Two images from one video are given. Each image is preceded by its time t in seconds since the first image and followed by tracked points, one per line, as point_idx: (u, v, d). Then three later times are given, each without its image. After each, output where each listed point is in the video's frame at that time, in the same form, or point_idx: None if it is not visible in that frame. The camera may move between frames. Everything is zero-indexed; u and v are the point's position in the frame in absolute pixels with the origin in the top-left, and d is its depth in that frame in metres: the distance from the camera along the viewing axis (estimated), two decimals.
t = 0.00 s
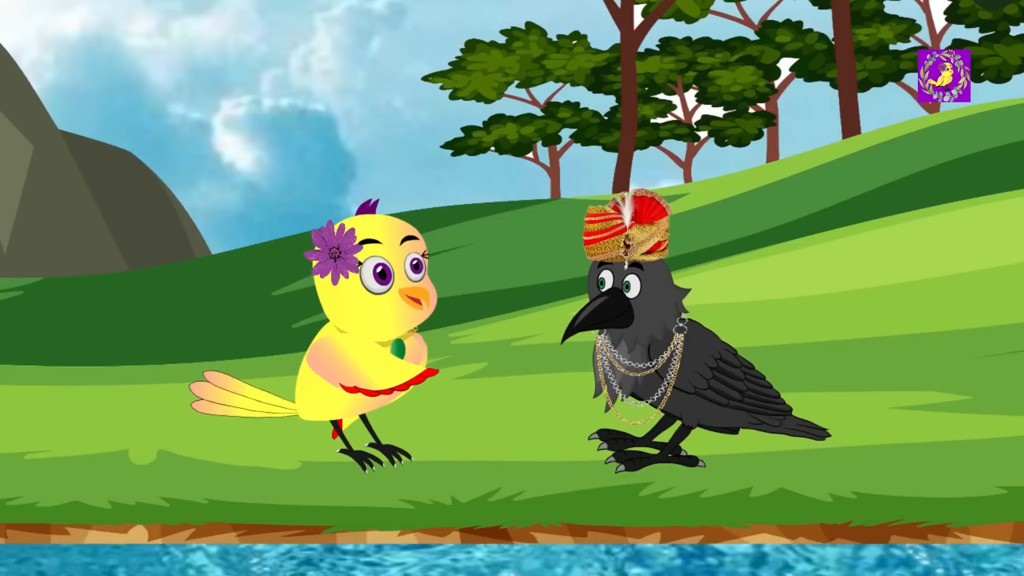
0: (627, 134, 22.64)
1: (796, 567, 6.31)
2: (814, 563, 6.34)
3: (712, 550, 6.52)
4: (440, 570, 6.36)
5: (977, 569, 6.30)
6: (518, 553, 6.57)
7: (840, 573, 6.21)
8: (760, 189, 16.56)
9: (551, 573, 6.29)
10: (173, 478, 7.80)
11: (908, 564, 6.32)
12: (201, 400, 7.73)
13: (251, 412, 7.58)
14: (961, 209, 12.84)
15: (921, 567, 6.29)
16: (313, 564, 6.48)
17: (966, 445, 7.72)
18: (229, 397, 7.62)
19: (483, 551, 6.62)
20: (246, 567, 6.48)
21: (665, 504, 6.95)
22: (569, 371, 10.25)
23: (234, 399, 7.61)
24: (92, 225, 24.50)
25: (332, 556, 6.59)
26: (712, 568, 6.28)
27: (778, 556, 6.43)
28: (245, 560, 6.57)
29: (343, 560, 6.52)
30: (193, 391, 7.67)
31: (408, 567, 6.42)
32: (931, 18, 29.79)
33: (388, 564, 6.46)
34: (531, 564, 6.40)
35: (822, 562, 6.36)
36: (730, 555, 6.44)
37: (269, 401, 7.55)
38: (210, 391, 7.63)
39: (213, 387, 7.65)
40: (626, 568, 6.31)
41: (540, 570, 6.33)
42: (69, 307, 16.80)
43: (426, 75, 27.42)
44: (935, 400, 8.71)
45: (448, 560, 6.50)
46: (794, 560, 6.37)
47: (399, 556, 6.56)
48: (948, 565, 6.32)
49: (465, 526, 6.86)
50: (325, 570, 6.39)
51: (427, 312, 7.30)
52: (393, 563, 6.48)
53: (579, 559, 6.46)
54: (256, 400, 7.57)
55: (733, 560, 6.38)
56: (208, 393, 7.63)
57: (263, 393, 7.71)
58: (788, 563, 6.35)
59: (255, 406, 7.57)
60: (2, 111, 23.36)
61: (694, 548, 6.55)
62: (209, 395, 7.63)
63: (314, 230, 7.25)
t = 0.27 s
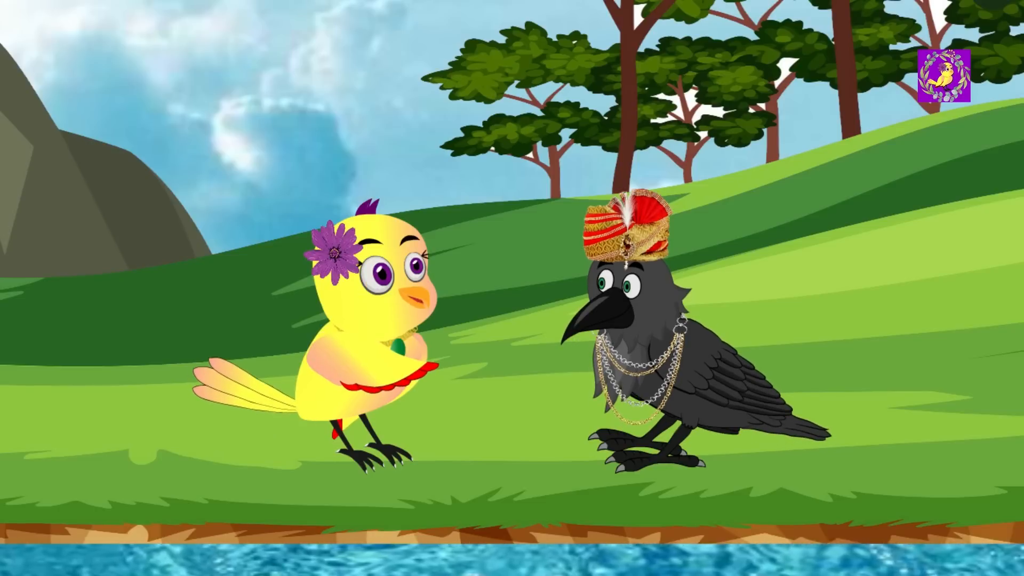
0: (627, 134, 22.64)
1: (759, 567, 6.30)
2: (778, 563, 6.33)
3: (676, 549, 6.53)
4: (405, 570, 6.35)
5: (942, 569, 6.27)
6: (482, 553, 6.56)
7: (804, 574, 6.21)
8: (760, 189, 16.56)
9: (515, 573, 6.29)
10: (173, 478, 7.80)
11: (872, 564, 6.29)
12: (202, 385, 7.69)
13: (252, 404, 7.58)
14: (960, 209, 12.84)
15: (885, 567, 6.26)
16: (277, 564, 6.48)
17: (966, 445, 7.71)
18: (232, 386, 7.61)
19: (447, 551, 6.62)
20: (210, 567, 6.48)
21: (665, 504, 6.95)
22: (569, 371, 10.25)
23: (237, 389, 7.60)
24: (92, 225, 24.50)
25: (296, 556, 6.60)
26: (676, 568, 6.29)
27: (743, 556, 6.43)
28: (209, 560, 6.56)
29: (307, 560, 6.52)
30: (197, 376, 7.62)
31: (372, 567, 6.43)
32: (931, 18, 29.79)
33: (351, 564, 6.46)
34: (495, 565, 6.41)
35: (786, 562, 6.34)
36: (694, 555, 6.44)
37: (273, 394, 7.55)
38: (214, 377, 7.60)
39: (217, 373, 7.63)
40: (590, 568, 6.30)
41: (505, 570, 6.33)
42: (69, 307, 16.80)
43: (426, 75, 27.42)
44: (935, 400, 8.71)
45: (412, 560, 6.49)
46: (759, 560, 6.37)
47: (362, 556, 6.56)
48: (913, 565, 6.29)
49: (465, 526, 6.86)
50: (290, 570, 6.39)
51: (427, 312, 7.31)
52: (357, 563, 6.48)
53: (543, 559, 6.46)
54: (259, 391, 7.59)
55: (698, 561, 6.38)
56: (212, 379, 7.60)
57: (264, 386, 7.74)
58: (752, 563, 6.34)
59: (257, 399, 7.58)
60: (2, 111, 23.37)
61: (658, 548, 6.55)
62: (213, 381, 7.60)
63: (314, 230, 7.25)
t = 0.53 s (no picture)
0: (627, 134, 22.65)
1: (723, 567, 6.29)
2: (742, 563, 6.32)
3: (640, 550, 6.52)
4: (369, 571, 6.36)
5: (905, 569, 6.24)
6: (446, 553, 6.58)
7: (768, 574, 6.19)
8: (760, 189, 16.56)
9: (479, 573, 6.30)
10: (173, 478, 7.81)
11: (836, 564, 6.28)
12: (202, 385, 7.69)
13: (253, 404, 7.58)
14: (959, 209, 12.84)
15: (849, 567, 6.24)
16: (242, 564, 6.49)
17: (965, 445, 7.71)
18: (233, 386, 7.61)
19: (412, 551, 6.62)
20: (175, 568, 6.53)
21: (665, 504, 6.95)
22: (569, 371, 10.25)
23: (238, 389, 7.60)
24: (92, 225, 24.50)
25: (261, 556, 6.60)
26: (640, 568, 6.28)
27: (707, 556, 6.42)
28: (174, 560, 6.61)
29: (272, 560, 6.53)
30: (196, 376, 7.62)
31: (336, 567, 6.41)
32: (931, 18, 29.79)
33: (316, 564, 6.45)
34: (459, 565, 6.42)
35: (751, 561, 6.33)
36: (658, 555, 6.43)
37: (272, 394, 7.55)
38: (214, 377, 7.59)
39: (217, 373, 7.63)
40: (554, 568, 6.30)
41: (469, 570, 6.34)
42: (69, 307, 16.80)
43: (426, 75, 27.41)
44: (935, 400, 8.71)
45: (376, 560, 6.50)
46: (723, 560, 6.36)
47: (327, 556, 6.55)
48: (876, 565, 6.27)
49: (465, 526, 6.85)
50: (254, 570, 6.40)
51: (427, 312, 7.30)
52: (322, 563, 6.46)
53: (508, 559, 6.46)
54: (259, 392, 7.59)
55: (662, 561, 6.37)
56: (212, 379, 7.60)
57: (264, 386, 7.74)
58: (716, 563, 6.34)
59: (257, 399, 7.58)
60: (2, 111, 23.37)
61: (621, 547, 6.53)
62: (213, 381, 7.60)
63: (314, 230, 7.26)
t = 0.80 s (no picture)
0: (627, 134, 22.65)
1: (687, 567, 6.32)
2: (705, 563, 6.36)
3: (605, 550, 6.56)
4: (333, 570, 6.38)
5: (870, 568, 6.26)
6: (410, 553, 6.60)
7: (729, 573, 6.22)
8: (760, 189, 16.56)
9: (442, 573, 6.32)
10: (173, 478, 7.81)
11: (800, 564, 6.29)
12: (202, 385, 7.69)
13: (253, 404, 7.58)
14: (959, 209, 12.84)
15: (813, 567, 6.26)
16: (206, 564, 6.54)
17: (966, 445, 7.71)
18: (232, 386, 7.60)
19: (376, 551, 6.66)
20: (139, 567, 6.56)
21: (665, 504, 6.95)
22: (569, 371, 10.25)
23: (237, 389, 7.60)
24: (92, 226, 24.50)
25: (225, 556, 6.65)
26: (604, 568, 6.31)
27: (670, 555, 6.46)
28: (138, 560, 6.65)
29: (236, 560, 6.57)
30: (197, 376, 7.61)
31: (300, 566, 6.45)
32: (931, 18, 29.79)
33: (280, 564, 6.49)
34: (423, 564, 6.44)
35: (713, 561, 6.37)
36: (622, 555, 6.48)
37: (272, 395, 7.56)
38: (214, 378, 7.59)
39: (217, 374, 7.62)
40: (518, 568, 6.34)
41: (432, 569, 6.36)
42: (69, 307, 16.80)
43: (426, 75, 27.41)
44: (935, 400, 8.71)
45: (341, 560, 6.53)
46: (687, 560, 6.39)
47: (291, 556, 6.60)
48: (840, 565, 6.29)
49: (465, 526, 6.85)
50: (218, 570, 6.44)
51: (427, 312, 7.30)
52: (286, 563, 6.50)
53: (471, 559, 6.50)
54: (259, 392, 7.59)
55: (625, 560, 6.41)
56: (212, 379, 7.60)
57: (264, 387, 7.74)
58: (679, 563, 6.38)
59: (257, 399, 7.59)
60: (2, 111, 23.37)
61: (588, 548, 6.59)
62: (213, 382, 7.59)
63: (314, 230, 7.26)
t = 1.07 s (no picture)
0: (627, 134, 22.65)
1: (651, 567, 6.29)
2: (669, 563, 6.33)
3: (569, 550, 6.53)
4: (297, 570, 6.34)
5: (834, 568, 6.22)
6: (374, 553, 6.57)
7: (693, 573, 6.19)
8: (760, 189, 16.56)
9: (406, 573, 6.29)
10: (173, 478, 7.80)
11: (764, 564, 6.26)
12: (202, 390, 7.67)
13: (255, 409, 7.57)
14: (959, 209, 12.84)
15: (777, 567, 6.22)
16: (170, 564, 6.53)
17: (966, 445, 7.71)
18: (232, 391, 7.60)
19: (340, 551, 6.61)
20: (103, 567, 6.54)
21: (665, 504, 6.95)
22: (569, 371, 10.25)
23: (237, 393, 7.59)
24: (92, 226, 24.50)
25: (189, 556, 6.64)
26: (568, 568, 6.27)
27: (634, 556, 6.43)
28: (102, 560, 6.63)
29: (200, 560, 6.56)
30: (196, 382, 7.60)
31: (264, 566, 6.42)
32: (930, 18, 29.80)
33: (244, 564, 6.47)
34: (387, 564, 6.40)
35: (677, 561, 6.34)
36: (586, 555, 6.44)
37: (271, 399, 7.55)
38: (214, 384, 7.57)
39: (217, 380, 7.60)
40: (481, 568, 6.32)
41: (396, 569, 6.33)
42: (69, 307, 16.80)
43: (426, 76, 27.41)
44: (935, 400, 8.71)
45: (305, 560, 6.48)
46: (651, 560, 6.36)
47: (255, 556, 6.57)
48: (805, 565, 6.25)
49: (465, 526, 6.85)
50: (182, 570, 6.43)
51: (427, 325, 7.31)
52: (250, 563, 6.48)
53: (435, 559, 6.47)
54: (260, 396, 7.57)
55: (589, 560, 6.37)
56: (211, 385, 7.58)
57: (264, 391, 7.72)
58: (643, 563, 6.34)
59: (258, 403, 7.57)
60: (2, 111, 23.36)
61: (551, 548, 6.56)
62: (213, 388, 7.58)
63: (314, 243, 7.26)
